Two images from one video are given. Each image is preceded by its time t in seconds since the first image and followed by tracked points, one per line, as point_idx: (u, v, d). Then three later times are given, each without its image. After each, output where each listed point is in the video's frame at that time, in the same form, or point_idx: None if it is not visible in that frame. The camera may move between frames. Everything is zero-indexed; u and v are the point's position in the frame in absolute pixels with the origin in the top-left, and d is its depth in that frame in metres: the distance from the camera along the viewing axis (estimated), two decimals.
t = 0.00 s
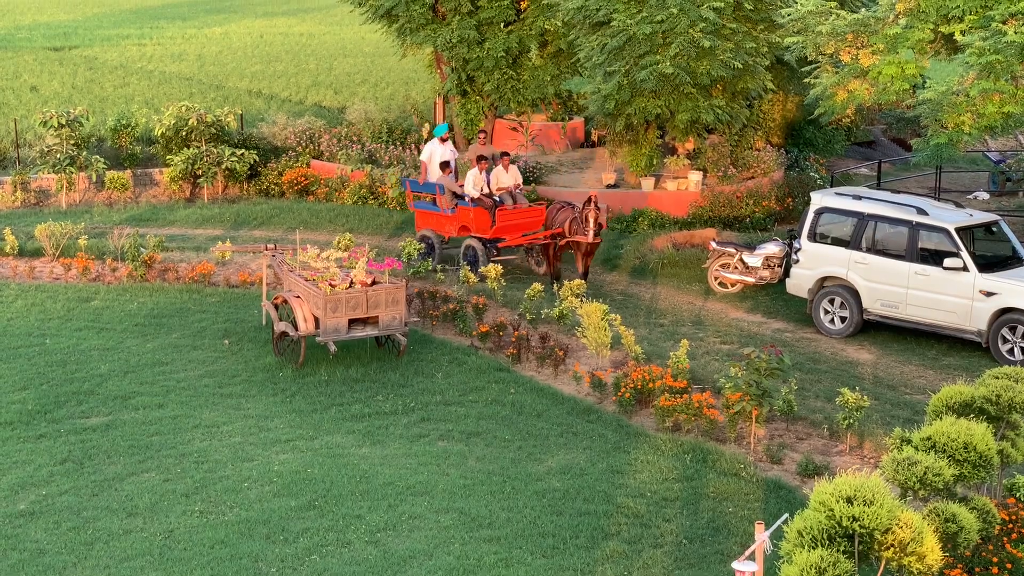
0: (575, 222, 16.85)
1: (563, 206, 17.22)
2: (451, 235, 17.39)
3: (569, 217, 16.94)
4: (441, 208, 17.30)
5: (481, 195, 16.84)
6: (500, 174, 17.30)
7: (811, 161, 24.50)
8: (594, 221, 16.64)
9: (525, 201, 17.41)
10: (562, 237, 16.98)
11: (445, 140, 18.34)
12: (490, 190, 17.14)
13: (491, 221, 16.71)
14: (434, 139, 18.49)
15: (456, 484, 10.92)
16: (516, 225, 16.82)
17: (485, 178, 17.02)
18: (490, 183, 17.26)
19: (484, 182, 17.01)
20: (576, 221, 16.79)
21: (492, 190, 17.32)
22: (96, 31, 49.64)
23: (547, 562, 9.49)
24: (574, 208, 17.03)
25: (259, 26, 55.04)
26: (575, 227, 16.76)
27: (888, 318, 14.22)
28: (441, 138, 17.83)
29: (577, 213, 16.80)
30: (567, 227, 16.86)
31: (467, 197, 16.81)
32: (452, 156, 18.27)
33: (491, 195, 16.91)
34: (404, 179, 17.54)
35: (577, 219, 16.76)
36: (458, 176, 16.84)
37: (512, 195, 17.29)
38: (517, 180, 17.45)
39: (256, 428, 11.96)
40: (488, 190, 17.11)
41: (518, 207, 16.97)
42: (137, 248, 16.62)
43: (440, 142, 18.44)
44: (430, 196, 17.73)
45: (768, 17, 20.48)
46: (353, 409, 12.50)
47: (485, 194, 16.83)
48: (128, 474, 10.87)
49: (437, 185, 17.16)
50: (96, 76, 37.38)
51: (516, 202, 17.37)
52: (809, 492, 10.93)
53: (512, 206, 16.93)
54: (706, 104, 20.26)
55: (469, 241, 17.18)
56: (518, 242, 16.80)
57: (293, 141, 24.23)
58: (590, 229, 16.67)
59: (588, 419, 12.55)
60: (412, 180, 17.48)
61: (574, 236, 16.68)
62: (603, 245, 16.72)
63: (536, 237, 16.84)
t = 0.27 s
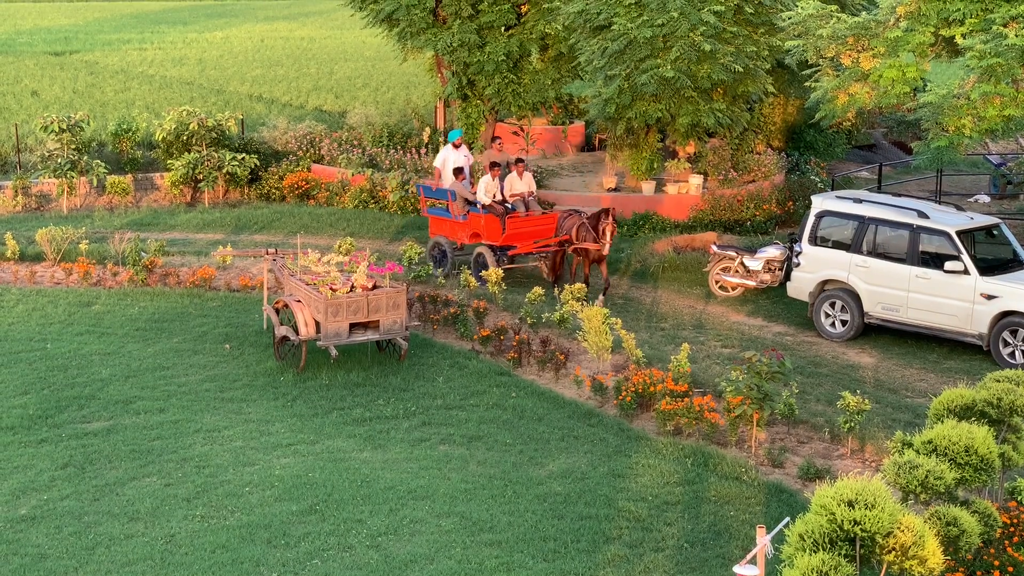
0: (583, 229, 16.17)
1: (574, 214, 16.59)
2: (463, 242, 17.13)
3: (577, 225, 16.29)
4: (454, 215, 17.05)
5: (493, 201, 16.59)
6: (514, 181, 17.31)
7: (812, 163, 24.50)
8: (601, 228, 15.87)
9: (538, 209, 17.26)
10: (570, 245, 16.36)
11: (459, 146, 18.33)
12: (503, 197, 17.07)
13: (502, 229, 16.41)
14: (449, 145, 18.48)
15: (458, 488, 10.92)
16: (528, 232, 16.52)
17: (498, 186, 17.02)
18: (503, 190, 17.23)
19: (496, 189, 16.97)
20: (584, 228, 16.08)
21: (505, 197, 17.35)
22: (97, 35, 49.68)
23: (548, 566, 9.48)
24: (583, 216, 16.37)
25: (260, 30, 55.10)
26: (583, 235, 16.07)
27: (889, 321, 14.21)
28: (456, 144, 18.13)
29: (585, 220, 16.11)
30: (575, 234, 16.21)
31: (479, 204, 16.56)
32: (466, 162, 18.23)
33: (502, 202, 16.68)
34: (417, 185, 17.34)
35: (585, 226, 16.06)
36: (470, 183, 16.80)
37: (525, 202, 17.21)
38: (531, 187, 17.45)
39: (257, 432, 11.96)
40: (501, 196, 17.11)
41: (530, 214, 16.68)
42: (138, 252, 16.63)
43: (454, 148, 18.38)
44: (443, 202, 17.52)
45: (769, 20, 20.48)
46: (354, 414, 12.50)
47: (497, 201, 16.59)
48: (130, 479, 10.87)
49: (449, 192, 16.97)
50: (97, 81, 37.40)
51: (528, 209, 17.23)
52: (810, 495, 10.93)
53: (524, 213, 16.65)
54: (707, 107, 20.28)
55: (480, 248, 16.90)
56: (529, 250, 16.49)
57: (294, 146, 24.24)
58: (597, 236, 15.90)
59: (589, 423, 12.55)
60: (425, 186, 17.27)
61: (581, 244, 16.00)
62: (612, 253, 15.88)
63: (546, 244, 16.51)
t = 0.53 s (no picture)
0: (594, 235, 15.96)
1: (584, 218, 16.35)
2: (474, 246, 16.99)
3: (587, 230, 16.07)
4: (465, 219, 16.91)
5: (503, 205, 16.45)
6: (526, 185, 17.05)
7: (812, 164, 24.50)
8: (614, 234, 15.68)
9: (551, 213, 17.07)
10: (580, 250, 16.15)
11: (471, 149, 18.00)
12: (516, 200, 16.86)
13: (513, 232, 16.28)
14: (461, 148, 18.14)
15: (458, 488, 10.92)
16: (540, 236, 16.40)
17: (510, 189, 16.76)
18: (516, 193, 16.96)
19: (508, 193, 16.73)
20: (595, 234, 15.90)
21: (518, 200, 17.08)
22: (97, 37, 49.71)
23: (549, 567, 9.48)
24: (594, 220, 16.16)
25: (260, 31, 55.12)
26: (594, 240, 15.87)
27: (890, 322, 14.21)
28: (468, 147, 17.70)
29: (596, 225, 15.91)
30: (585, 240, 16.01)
31: (490, 208, 16.42)
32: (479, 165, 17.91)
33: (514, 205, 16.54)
34: (428, 189, 17.22)
35: (597, 231, 15.88)
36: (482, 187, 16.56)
37: (537, 205, 16.96)
38: (543, 190, 17.20)
39: (258, 433, 11.97)
40: (513, 200, 16.87)
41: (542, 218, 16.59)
42: (139, 253, 16.64)
43: (467, 150, 18.05)
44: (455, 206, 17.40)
45: (769, 21, 20.45)
46: (355, 414, 12.50)
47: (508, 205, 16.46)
48: (131, 480, 10.88)
49: (460, 196, 16.81)
50: (97, 82, 37.41)
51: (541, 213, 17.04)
52: (811, 495, 10.94)
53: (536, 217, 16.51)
54: (707, 108, 20.29)
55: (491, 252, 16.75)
56: (540, 254, 16.38)
57: (294, 146, 24.23)
58: (609, 242, 15.73)
59: (590, 423, 12.55)
60: (436, 190, 17.16)
61: (593, 249, 15.82)
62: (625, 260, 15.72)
63: (558, 248, 16.35)
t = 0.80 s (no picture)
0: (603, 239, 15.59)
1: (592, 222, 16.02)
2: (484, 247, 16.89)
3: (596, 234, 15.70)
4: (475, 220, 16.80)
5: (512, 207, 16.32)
6: (537, 187, 16.96)
7: (810, 163, 24.49)
8: (624, 238, 15.33)
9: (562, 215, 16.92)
10: (589, 254, 15.79)
11: (482, 150, 17.74)
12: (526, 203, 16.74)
13: (521, 235, 16.16)
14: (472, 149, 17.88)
15: (457, 488, 10.92)
16: (548, 239, 16.21)
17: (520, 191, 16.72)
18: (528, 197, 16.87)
19: (518, 195, 16.69)
20: (604, 238, 15.53)
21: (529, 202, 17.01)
22: (95, 37, 49.67)
23: (548, 566, 9.48)
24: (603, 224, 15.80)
25: (258, 31, 55.10)
26: (603, 244, 15.49)
27: (888, 321, 14.21)
28: (477, 146, 17.42)
29: (605, 229, 15.55)
30: (594, 244, 15.62)
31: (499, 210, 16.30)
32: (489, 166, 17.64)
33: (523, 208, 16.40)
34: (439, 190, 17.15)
35: (606, 235, 15.50)
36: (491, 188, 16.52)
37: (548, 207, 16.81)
38: (555, 192, 17.09)
39: (256, 433, 11.96)
40: (523, 202, 16.80)
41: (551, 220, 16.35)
42: (137, 253, 16.64)
43: (478, 151, 17.80)
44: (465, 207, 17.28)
45: (767, 20, 20.46)
46: (354, 414, 12.50)
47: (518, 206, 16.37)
48: (129, 480, 10.87)
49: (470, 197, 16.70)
50: (95, 82, 37.37)
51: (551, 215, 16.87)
52: (810, 495, 10.94)
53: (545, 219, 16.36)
54: (705, 107, 20.28)
55: (500, 255, 16.61)
56: (549, 257, 16.16)
57: (293, 146, 24.21)
58: (619, 246, 15.37)
59: (589, 423, 12.55)
60: (447, 191, 17.08)
61: (602, 253, 15.43)
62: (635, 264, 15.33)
63: (567, 252, 16.07)
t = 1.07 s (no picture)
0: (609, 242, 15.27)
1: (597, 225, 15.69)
2: (492, 253, 16.73)
3: (602, 237, 15.36)
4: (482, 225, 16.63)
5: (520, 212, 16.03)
6: (545, 191, 16.41)
7: (807, 164, 24.51)
8: (632, 241, 15.03)
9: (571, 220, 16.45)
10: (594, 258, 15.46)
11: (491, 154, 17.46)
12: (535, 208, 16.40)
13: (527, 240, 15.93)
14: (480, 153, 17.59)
15: (454, 489, 10.93)
16: (556, 245, 15.95)
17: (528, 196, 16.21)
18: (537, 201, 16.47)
19: (526, 200, 16.17)
20: (611, 242, 15.21)
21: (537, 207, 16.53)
22: (90, 38, 49.63)
23: (545, 568, 9.48)
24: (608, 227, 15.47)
25: (254, 32, 55.09)
26: (609, 248, 15.18)
27: (885, 321, 14.21)
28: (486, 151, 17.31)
29: (611, 232, 15.23)
30: (600, 247, 15.29)
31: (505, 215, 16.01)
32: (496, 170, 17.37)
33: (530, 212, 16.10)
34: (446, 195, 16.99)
35: (612, 238, 15.19)
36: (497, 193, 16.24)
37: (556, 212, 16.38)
38: (564, 196, 16.54)
39: (253, 435, 11.96)
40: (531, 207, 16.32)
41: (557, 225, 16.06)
42: (133, 255, 16.63)
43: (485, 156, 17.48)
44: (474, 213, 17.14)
45: (763, 20, 20.32)
46: (351, 416, 12.49)
47: (525, 212, 16.00)
48: (126, 482, 10.86)
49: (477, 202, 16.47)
50: (91, 84, 37.34)
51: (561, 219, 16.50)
52: (807, 496, 10.95)
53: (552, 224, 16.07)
54: (702, 108, 20.27)
55: (507, 262, 16.39)
56: (556, 263, 15.89)
57: (289, 147, 24.16)
58: (627, 249, 15.05)
59: (586, 424, 12.55)
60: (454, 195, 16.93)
61: (608, 257, 15.11)
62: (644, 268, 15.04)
63: (574, 257, 15.83)
